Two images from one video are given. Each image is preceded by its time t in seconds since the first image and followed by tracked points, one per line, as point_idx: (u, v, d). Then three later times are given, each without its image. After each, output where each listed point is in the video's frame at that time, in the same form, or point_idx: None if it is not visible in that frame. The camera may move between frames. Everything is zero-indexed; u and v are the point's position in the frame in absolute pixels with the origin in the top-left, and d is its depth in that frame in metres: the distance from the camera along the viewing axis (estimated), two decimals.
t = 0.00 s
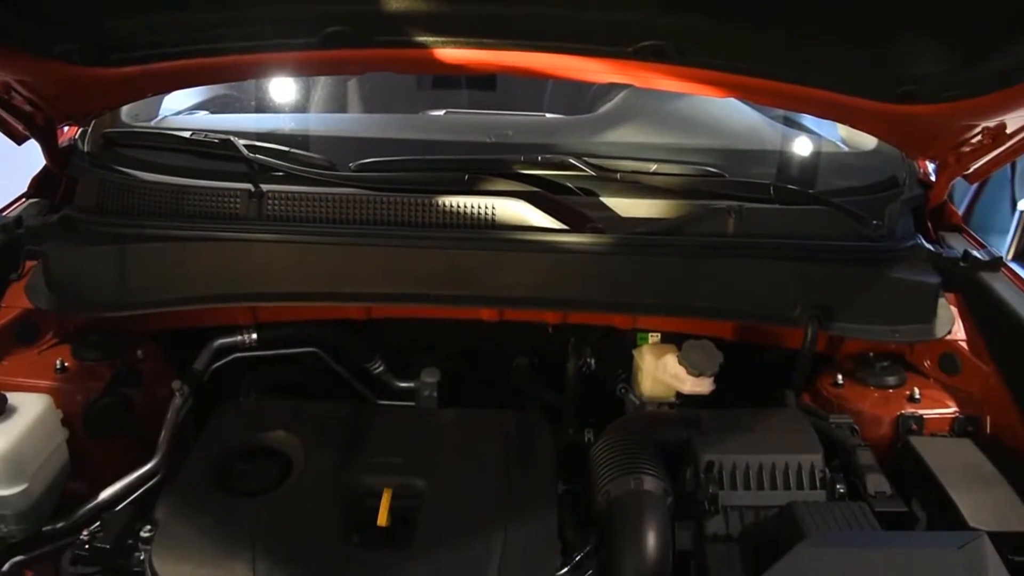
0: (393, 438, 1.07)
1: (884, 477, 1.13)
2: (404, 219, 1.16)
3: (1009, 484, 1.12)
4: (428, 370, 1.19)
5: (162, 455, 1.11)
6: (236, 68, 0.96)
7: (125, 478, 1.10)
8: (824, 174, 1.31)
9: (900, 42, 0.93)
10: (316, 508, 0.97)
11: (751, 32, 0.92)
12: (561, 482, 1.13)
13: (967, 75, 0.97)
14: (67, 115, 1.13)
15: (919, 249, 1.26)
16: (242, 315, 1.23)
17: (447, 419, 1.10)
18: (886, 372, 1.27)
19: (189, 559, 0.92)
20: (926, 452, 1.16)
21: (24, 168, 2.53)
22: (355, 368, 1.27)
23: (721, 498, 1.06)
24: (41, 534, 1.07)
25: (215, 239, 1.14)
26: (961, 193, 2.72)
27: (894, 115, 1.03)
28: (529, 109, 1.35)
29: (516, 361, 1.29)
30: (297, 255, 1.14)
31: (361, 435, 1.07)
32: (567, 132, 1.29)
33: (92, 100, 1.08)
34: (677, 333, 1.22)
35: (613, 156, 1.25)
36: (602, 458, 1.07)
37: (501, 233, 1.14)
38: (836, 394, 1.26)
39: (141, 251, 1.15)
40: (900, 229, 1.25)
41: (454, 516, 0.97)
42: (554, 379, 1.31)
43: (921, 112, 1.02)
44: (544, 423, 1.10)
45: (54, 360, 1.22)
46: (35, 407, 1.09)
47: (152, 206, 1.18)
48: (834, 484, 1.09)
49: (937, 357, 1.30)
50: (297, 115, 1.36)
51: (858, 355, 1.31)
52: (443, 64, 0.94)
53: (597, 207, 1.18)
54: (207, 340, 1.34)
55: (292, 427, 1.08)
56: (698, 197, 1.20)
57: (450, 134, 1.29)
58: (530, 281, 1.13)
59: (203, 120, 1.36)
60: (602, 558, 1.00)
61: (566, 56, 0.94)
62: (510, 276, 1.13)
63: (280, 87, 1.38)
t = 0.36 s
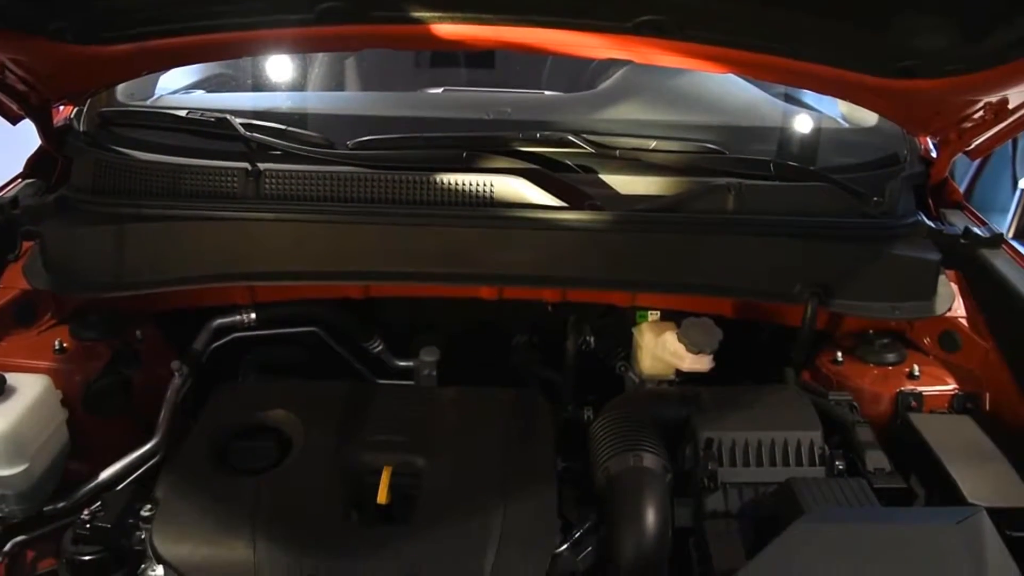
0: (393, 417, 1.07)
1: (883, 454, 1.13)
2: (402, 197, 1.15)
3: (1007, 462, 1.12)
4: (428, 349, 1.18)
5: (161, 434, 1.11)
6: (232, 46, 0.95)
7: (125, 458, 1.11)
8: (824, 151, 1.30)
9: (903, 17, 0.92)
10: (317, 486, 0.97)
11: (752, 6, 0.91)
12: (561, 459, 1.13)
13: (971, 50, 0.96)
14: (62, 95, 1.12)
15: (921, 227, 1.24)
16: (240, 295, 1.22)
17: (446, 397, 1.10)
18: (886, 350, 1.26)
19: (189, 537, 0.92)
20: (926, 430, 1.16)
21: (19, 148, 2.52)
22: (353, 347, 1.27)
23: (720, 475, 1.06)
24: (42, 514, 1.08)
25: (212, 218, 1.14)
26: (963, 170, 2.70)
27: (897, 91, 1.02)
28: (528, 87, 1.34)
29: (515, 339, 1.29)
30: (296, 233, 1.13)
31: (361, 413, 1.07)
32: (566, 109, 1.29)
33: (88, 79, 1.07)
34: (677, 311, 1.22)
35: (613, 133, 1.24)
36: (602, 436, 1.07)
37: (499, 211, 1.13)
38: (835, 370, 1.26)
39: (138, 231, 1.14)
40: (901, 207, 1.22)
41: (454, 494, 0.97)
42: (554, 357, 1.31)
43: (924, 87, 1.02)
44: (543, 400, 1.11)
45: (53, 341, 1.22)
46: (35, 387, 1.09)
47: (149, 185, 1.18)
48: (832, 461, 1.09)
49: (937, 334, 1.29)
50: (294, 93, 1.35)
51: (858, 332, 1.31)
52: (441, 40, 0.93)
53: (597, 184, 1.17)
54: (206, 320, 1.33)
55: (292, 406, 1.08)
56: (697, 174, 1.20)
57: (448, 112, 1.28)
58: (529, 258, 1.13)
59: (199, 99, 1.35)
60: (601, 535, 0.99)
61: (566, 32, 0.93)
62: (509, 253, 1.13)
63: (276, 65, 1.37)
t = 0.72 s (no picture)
0: (393, 397, 1.07)
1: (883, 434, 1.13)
2: (401, 177, 1.14)
3: (1006, 441, 1.12)
4: (428, 330, 1.18)
5: (162, 416, 1.11)
6: (230, 24, 0.95)
7: (126, 438, 1.11)
8: (826, 131, 1.29)
9: None
10: (317, 466, 0.97)
11: None
12: (561, 440, 1.13)
13: (973, 28, 0.95)
14: (59, 75, 1.11)
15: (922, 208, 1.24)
16: (240, 276, 1.23)
17: (446, 378, 1.10)
18: (886, 330, 1.26)
19: (190, 518, 0.92)
20: (926, 411, 1.16)
21: (15, 131, 2.50)
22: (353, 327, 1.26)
23: (720, 455, 1.06)
24: (44, 495, 1.08)
25: (210, 199, 1.13)
26: (963, 149, 2.69)
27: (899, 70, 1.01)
28: (528, 66, 1.33)
29: (515, 320, 1.29)
30: (295, 214, 1.13)
31: (361, 394, 1.07)
32: (566, 89, 1.28)
33: (85, 59, 1.06)
34: (677, 291, 1.22)
35: (613, 113, 1.23)
36: (602, 416, 1.07)
37: (498, 190, 1.13)
38: (835, 350, 1.26)
39: (136, 212, 1.14)
40: (902, 186, 1.22)
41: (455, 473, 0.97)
42: (554, 338, 1.31)
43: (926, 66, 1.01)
44: (544, 380, 1.11)
45: (52, 322, 1.22)
46: (35, 369, 1.09)
47: (147, 166, 1.17)
48: (832, 441, 1.10)
49: (938, 315, 1.29)
50: (292, 73, 1.34)
51: (858, 313, 1.30)
52: (439, 18, 0.91)
53: (596, 164, 1.16)
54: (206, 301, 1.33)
55: (292, 386, 1.08)
56: (698, 154, 1.19)
57: (447, 92, 1.28)
58: (529, 238, 1.12)
59: (198, 79, 1.34)
60: (601, 514, 0.99)
61: (566, 11, 0.91)
62: (509, 233, 1.12)
63: (275, 46, 1.36)
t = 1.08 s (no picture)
0: (394, 376, 1.07)
1: (884, 412, 1.13)
2: (401, 155, 1.14)
3: (1005, 418, 1.12)
4: (428, 309, 1.18)
5: (162, 394, 1.11)
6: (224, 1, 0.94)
7: (127, 417, 1.11)
8: (828, 109, 1.28)
9: None
10: (317, 444, 0.97)
11: None
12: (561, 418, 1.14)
13: (977, 4, 0.94)
14: (55, 53, 1.10)
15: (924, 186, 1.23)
16: (240, 254, 1.22)
17: (446, 356, 1.10)
18: (886, 309, 1.27)
19: (191, 496, 0.92)
20: (927, 391, 1.16)
21: (14, 109, 2.49)
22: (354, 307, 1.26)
23: (720, 432, 1.06)
24: (46, 474, 1.08)
25: (209, 177, 1.12)
26: (968, 127, 2.68)
27: (901, 46, 1.00)
28: (529, 43, 1.32)
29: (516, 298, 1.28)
30: (294, 192, 1.12)
31: (361, 372, 1.07)
32: (567, 66, 1.27)
33: (80, 36, 1.06)
34: (677, 270, 1.22)
35: (614, 90, 1.23)
36: (602, 394, 1.07)
37: (497, 168, 1.13)
38: (835, 329, 1.26)
39: (135, 190, 1.13)
40: (904, 164, 1.21)
41: (454, 451, 0.97)
42: (554, 317, 1.31)
43: (930, 42, 1.00)
44: (544, 359, 1.11)
45: (52, 302, 1.22)
46: (35, 348, 1.09)
47: (145, 145, 1.16)
48: (832, 418, 1.09)
49: (938, 293, 1.29)
50: (291, 51, 1.33)
51: (859, 292, 1.31)
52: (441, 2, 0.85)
53: (597, 141, 1.16)
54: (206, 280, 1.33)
55: (292, 364, 1.08)
56: (699, 132, 1.18)
57: (447, 69, 1.27)
58: (529, 216, 1.12)
59: (196, 57, 1.33)
60: (602, 491, 0.99)
61: None
62: (509, 211, 1.12)
63: (273, 24, 1.35)
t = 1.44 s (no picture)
0: (394, 360, 1.07)
1: (884, 395, 1.13)
2: (399, 139, 1.13)
3: (1005, 400, 1.12)
4: (428, 293, 1.18)
5: (162, 378, 1.11)
6: None
7: (128, 402, 1.11)
8: (829, 91, 1.27)
9: None
10: (316, 428, 0.97)
11: None
12: (561, 401, 1.14)
13: None
14: (50, 38, 1.10)
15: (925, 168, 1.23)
16: (238, 239, 1.22)
17: (446, 340, 1.10)
18: (887, 292, 1.27)
19: (192, 481, 0.92)
20: (926, 372, 1.16)
21: (12, 95, 2.49)
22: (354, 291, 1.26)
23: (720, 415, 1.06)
24: (47, 460, 1.08)
25: (207, 162, 1.12)
26: (971, 109, 2.66)
27: (902, 27, 0.99)
28: (529, 26, 1.31)
29: (516, 282, 1.28)
30: (292, 176, 1.12)
31: (361, 356, 1.07)
32: (566, 49, 1.26)
33: (75, 21, 1.05)
34: (677, 253, 1.21)
35: (613, 72, 1.22)
36: (602, 377, 1.07)
37: (498, 151, 1.12)
38: (836, 312, 1.26)
39: (132, 176, 1.13)
40: (905, 147, 1.20)
41: (455, 434, 0.97)
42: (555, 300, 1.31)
43: (930, 22, 0.99)
44: (544, 342, 1.10)
45: (50, 288, 1.22)
46: (34, 334, 1.09)
47: (142, 130, 1.16)
48: (832, 401, 1.09)
49: (939, 276, 1.29)
50: (290, 35, 1.32)
51: (860, 274, 1.31)
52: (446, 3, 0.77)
53: (596, 124, 1.15)
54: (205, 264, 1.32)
55: (292, 349, 1.08)
56: (699, 114, 1.18)
57: (446, 52, 1.26)
58: (529, 199, 1.12)
59: (193, 41, 1.32)
60: (602, 474, 0.99)
61: None
62: (508, 195, 1.12)
63: (272, 11, 1.35)
